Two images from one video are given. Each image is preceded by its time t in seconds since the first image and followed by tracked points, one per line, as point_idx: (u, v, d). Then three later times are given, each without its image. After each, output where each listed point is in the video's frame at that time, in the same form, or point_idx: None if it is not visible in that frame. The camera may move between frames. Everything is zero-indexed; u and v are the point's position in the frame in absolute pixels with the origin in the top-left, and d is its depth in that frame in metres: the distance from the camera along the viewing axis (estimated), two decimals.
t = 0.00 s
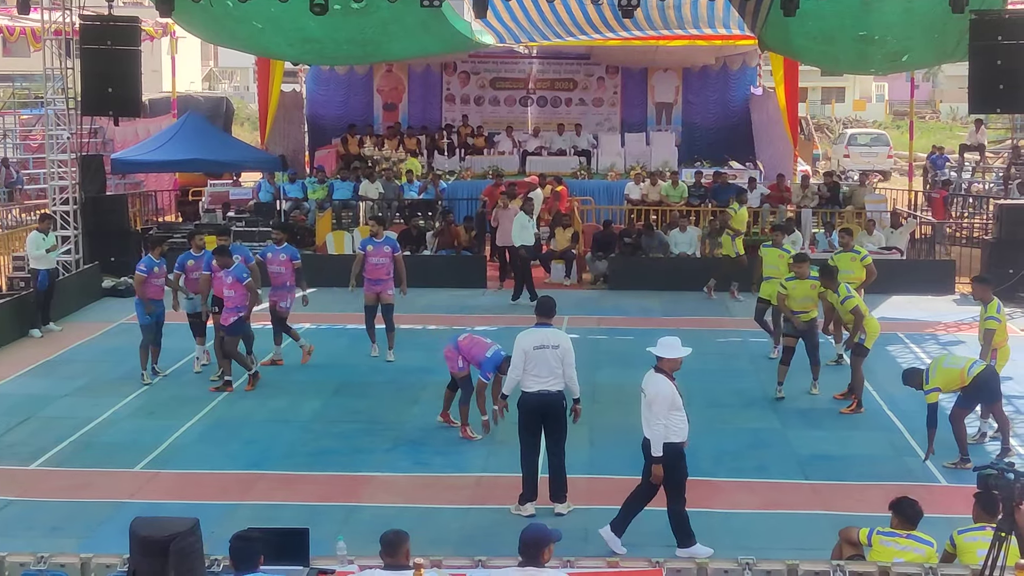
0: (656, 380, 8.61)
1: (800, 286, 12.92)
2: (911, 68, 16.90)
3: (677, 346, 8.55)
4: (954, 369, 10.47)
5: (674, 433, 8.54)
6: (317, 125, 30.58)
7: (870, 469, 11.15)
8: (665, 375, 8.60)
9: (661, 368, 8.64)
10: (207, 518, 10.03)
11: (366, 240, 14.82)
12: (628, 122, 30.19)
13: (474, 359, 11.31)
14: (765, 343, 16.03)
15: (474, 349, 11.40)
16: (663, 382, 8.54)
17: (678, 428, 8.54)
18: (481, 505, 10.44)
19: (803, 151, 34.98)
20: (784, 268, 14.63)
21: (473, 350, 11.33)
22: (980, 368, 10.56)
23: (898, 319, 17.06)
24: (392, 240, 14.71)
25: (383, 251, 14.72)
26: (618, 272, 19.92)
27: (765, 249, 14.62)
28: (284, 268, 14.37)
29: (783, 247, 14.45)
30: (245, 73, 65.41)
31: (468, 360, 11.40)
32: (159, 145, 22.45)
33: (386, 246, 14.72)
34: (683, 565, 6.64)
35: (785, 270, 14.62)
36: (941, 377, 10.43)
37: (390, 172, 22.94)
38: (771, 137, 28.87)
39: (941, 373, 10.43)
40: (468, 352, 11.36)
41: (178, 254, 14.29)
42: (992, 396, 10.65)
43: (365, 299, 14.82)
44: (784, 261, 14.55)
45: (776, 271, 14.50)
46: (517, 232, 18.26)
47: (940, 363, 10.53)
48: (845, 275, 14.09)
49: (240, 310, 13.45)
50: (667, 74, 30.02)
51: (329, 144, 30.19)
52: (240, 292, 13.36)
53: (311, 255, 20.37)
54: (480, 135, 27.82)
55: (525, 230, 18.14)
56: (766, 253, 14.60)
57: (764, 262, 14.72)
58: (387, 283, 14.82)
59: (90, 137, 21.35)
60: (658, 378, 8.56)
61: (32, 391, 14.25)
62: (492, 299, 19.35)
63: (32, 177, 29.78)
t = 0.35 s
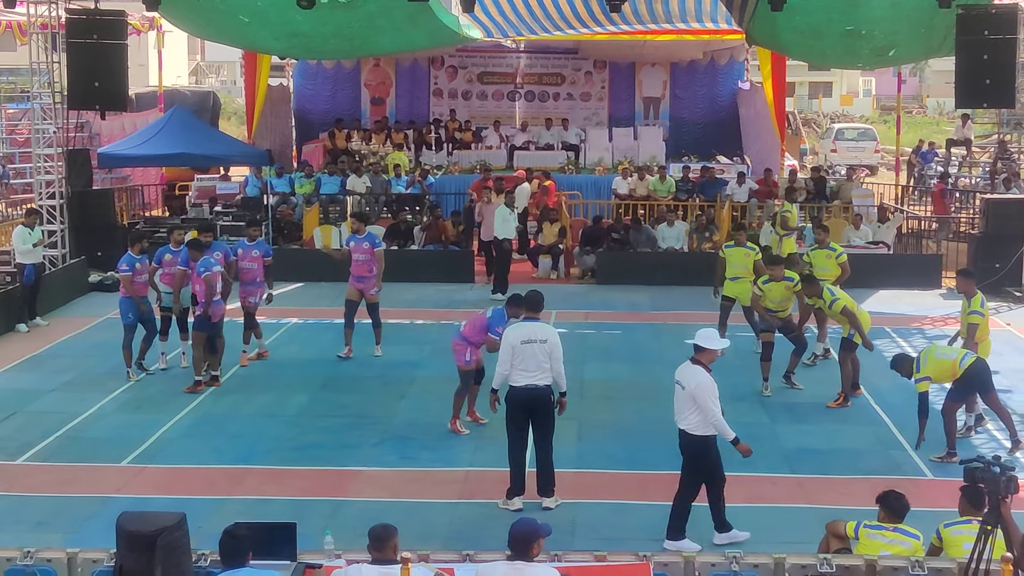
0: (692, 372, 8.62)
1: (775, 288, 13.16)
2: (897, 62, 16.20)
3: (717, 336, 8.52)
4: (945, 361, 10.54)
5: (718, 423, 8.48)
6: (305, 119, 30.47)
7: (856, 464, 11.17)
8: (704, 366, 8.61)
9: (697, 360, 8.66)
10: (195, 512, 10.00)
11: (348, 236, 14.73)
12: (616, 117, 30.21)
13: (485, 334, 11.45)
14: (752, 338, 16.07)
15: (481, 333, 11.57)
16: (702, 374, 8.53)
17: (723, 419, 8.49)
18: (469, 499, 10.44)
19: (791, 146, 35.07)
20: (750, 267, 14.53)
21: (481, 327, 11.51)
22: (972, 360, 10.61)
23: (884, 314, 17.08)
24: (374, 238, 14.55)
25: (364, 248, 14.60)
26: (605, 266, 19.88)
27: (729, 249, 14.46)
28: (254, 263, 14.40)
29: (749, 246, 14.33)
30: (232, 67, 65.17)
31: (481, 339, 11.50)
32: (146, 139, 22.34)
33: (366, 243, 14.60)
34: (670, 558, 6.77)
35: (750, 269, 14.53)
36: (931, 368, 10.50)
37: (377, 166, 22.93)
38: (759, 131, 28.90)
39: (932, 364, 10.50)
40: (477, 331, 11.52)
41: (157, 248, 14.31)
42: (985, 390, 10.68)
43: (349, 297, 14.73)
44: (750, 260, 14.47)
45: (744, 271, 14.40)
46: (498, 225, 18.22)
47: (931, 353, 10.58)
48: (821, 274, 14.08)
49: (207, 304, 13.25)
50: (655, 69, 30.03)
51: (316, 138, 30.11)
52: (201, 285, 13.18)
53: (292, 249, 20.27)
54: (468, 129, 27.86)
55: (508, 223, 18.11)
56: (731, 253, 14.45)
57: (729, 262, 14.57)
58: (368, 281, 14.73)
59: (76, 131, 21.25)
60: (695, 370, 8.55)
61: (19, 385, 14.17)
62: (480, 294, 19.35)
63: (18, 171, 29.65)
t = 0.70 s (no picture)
0: (703, 362, 8.68)
1: (733, 278, 13.13)
2: (859, 54, 15.81)
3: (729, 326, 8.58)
4: (925, 340, 10.62)
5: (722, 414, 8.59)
6: (267, 111, 30.20)
7: (818, 454, 11.23)
8: (715, 358, 8.64)
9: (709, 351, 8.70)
10: (157, 507, 9.85)
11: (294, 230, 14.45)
12: (579, 109, 30.25)
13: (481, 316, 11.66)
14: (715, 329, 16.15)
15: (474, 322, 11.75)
16: (712, 364, 8.60)
17: (729, 410, 8.59)
18: (433, 492, 10.37)
19: (753, 138, 35.27)
20: (701, 256, 14.54)
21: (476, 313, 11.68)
22: (948, 352, 10.69)
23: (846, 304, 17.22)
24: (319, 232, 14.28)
25: (310, 242, 14.34)
26: (568, 258, 19.88)
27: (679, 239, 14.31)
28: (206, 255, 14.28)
29: (699, 238, 14.30)
30: (193, 59, 64.48)
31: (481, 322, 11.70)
32: (106, 131, 22.01)
33: (312, 238, 14.33)
34: (634, 549, 6.88)
35: (702, 258, 14.55)
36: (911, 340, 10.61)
37: (339, 159, 22.80)
38: (721, 124, 29.04)
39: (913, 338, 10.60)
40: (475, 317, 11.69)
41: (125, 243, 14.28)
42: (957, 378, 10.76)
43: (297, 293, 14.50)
44: (701, 250, 14.46)
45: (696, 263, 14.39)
46: (453, 218, 18.16)
47: (918, 325, 10.65)
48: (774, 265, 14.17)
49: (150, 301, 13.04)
50: (618, 61, 30.05)
51: (278, 131, 29.86)
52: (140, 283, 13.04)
53: (256, 243, 20.02)
54: (431, 121, 27.77)
55: (462, 216, 18.09)
56: (682, 245, 14.40)
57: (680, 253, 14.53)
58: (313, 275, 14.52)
59: (34, 123, 20.89)
60: (706, 360, 8.61)
61: None
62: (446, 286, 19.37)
63: None
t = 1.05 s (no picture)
0: (723, 362, 8.49)
1: (708, 272, 13.07)
2: (826, 51, 15.50)
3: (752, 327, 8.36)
4: (922, 331, 10.69)
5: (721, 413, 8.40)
6: (234, 108, 30.02)
7: (787, 448, 11.27)
8: (734, 357, 8.44)
9: (732, 350, 8.51)
10: (124, 506, 9.72)
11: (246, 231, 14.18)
12: (548, 105, 30.28)
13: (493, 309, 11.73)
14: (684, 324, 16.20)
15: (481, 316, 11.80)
16: (728, 362, 8.42)
17: (731, 412, 8.37)
18: (403, 489, 10.32)
19: (721, 133, 35.48)
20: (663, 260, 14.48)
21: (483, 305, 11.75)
22: (936, 352, 10.78)
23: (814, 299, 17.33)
24: (272, 230, 14.05)
25: (264, 241, 14.07)
26: (537, 254, 19.88)
27: (641, 246, 14.09)
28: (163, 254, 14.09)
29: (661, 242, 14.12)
30: (160, 56, 63.96)
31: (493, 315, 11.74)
32: (71, 129, 21.74)
33: (266, 237, 14.08)
34: (604, 545, 6.86)
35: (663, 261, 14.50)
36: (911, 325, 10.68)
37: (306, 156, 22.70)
38: (690, 122, 28.87)
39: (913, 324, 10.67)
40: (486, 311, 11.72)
41: (84, 240, 14.02)
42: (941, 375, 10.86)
43: (256, 293, 14.15)
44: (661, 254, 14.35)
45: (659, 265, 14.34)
46: (410, 217, 17.82)
47: (922, 315, 10.68)
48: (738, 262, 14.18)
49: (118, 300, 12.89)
50: (586, 57, 30.18)
51: (245, 128, 29.69)
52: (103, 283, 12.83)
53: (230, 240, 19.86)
54: (399, 118, 27.68)
55: (418, 213, 17.76)
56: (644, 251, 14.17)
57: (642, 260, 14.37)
58: (265, 276, 14.09)
59: None
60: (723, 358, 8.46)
61: None
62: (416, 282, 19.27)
63: None
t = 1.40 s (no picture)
0: (749, 354, 8.41)
1: (706, 262, 13.16)
2: (801, 47, 15.71)
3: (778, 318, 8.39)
4: (894, 324, 10.77)
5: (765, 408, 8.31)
6: (208, 104, 29.83)
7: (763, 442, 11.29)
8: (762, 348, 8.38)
9: (756, 343, 8.44)
10: (99, 504, 9.64)
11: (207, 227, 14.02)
12: (523, 101, 30.23)
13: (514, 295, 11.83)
14: (660, 319, 16.24)
15: (496, 302, 11.82)
16: (758, 355, 8.32)
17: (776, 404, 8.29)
18: (379, 485, 10.28)
19: (696, 128, 35.60)
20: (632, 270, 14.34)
21: (500, 290, 11.81)
22: (904, 348, 10.84)
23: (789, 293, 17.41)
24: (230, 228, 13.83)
25: (222, 240, 13.86)
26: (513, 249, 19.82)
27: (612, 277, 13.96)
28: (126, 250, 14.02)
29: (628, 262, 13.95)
30: (133, 51, 63.36)
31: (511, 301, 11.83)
32: (44, 125, 21.53)
33: (225, 236, 13.87)
34: (581, 539, 6.88)
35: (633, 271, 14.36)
36: (883, 316, 10.79)
37: (281, 152, 22.61)
38: (665, 117, 29.22)
39: (886, 316, 10.77)
40: (505, 297, 11.79)
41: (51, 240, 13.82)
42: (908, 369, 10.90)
43: (208, 292, 14.00)
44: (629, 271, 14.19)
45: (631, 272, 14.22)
46: (378, 212, 18.11)
47: (897, 309, 10.75)
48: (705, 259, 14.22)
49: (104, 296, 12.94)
50: (562, 53, 30.15)
51: (219, 124, 29.50)
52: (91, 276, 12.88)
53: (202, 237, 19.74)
54: (375, 113, 27.58)
55: (388, 209, 18.03)
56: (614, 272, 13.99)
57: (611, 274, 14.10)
58: (224, 273, 14.03)
59: None
60: (754, 352, 8.35)
61: None
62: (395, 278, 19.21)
63: None
